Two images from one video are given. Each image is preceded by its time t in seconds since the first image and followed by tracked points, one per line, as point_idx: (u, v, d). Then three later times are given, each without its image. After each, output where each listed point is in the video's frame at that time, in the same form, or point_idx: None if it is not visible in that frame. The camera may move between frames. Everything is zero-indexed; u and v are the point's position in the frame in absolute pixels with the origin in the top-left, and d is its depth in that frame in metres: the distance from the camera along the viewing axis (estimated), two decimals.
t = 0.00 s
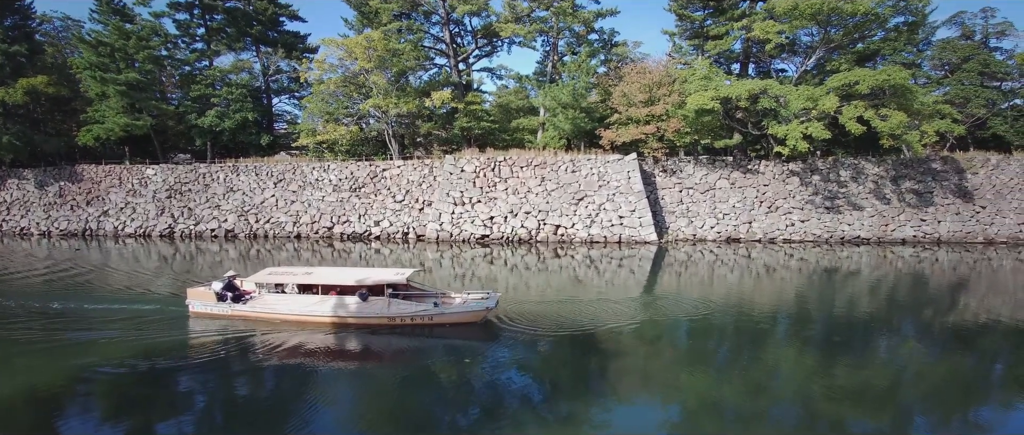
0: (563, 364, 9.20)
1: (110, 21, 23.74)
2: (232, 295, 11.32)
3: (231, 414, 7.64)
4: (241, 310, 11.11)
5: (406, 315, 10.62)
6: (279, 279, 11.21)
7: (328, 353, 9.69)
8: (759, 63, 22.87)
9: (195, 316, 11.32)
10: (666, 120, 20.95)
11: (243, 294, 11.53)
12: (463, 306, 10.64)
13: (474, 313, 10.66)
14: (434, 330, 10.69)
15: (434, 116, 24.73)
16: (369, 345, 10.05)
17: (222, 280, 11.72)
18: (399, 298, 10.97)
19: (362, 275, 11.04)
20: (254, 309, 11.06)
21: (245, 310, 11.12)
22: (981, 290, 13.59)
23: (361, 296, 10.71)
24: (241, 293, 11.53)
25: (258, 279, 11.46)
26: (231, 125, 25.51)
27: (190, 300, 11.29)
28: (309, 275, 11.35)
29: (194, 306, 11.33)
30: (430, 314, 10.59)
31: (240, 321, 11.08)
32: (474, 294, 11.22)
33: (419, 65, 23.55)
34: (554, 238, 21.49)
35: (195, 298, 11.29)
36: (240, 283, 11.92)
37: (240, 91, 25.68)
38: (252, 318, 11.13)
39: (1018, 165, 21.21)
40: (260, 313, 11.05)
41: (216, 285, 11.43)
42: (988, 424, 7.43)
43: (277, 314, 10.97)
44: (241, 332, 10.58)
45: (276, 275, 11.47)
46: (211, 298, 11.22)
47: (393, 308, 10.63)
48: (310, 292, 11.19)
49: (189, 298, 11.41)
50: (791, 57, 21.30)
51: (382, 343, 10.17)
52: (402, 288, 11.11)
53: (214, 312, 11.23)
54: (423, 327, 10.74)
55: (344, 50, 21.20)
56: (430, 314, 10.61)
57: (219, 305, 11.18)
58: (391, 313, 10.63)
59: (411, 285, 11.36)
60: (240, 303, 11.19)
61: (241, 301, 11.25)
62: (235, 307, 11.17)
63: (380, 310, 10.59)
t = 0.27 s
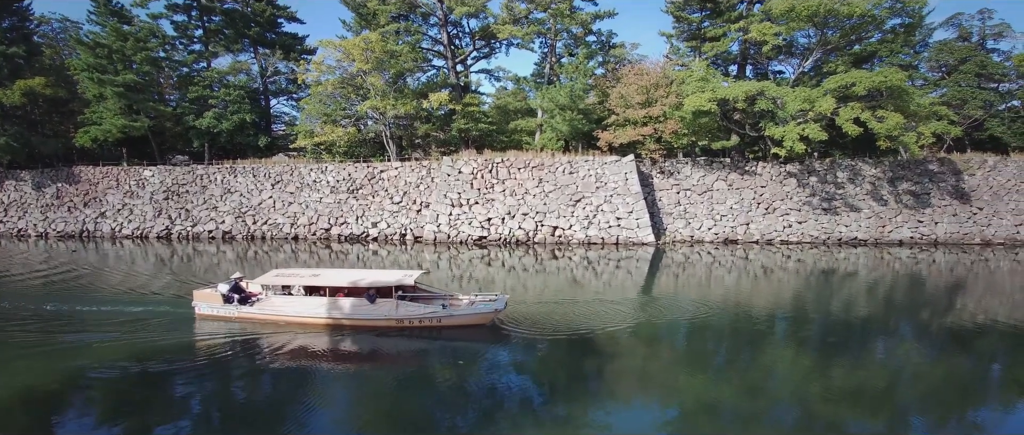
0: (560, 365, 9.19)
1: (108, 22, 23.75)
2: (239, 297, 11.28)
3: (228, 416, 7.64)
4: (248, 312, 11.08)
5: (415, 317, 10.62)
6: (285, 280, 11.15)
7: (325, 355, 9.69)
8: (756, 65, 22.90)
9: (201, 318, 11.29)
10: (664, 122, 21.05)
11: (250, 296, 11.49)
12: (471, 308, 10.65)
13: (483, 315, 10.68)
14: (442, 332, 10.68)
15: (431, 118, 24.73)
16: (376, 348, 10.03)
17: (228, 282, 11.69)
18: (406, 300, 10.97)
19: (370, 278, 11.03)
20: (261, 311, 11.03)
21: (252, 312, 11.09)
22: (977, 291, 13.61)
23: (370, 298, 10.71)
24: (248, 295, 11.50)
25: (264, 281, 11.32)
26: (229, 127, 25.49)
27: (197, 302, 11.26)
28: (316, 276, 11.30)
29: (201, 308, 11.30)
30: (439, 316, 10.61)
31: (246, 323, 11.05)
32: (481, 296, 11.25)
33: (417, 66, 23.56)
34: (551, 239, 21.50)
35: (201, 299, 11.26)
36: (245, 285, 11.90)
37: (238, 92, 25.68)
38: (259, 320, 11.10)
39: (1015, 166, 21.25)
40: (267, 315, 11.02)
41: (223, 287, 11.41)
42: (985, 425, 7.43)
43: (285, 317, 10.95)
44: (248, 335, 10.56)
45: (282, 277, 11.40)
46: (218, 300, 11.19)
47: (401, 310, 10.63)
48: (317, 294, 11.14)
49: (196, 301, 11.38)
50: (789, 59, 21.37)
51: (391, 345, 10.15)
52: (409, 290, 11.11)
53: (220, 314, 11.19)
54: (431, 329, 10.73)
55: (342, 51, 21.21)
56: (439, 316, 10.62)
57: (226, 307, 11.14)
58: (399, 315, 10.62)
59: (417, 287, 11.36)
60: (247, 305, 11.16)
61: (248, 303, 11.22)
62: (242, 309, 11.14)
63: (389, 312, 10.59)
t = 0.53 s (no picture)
0: (557, 368, 9.18)
1: (105, 25, 23.77)
2: (247, 300, 11.23)
3: (225, 419, 7.62)
4: (256, 315, 11.06)
5: (424, 320, 10.61)
6: (293, 284, 11.04)
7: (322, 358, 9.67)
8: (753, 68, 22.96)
9: (208, 322, 11.29)
10: (660, 124, 21.10)
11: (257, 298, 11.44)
12: (481, 311, 10.68)
13: (492, 318, 10.69)
14: (451, 335, 10.67)
15: (427, 121, 24.76)
16: (384, 351, 10.00)
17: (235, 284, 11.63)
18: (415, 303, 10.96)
19: (379, 281, 11.00)
20: (268, 315, 11.01)
21: (259, 315, 11.07)
22: (973, 293, 13.62)
23: (379, 301, 10.70)
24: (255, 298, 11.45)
25: (272, 284, 11.15)
26: (226, 129, 25.47)
27: (204, 305, 11.28)
28: (324, 279, 11.27)
29: (208, 311, 11.30)
30: (448, 319, 10.60)
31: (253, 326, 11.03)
32: (489, 299, 11.27)
33: (413, 69, 23.59)
34: (548, 241, 21.50)
35: (209, 303, 11.28)
36: (252, 288, 11.86)
37: (235, 95, 25.69)
38: (267, 323, 11.07)
39: (1010, 168, 21.34)
40: (275, 318, 10.99)
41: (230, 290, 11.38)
42: (981, 427, 7.45)
43: (293, 320, 10.93)
44: (255, 338, 10.54)
45: (289, 280, 11.28)
46: (225, 303, 11.18)
47: (410, 313, 10.63)
48: (326, 297, 11.09)
49: (203, 304, 11.39)
50: (785, 61, 21.48)
51: (399, 348, 10.13)
52: (418, 293, 11.10)
53: (227, 318, 11.19)
54: (440, 332, 10.71)
55: (339, 54, 21.24)
56: (448, 319, 10.62)
57: (233, 311, 11.14)
58: (408, 318, 10.61)
59: (425, 290, 11.36)
60: (254, 308, 11.11)
61: (255, 306, 11.16)
62: (249, 312, 11.12)
63: (398, 315, 10.58)
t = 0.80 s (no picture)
0: (554, 372, 9.17)
1: (103, 29, 23.83)
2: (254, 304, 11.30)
3: (222, 422, 7.60)
4: (264, 319, 11.10)
5: (431, 323, 10.62)
6: (300, 287, 11.14)
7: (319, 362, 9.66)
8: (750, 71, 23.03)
9: (215, 325, 11.29)
10: (657, 128, 20.97)
11: (264, 302, 11.51)
12: (488, 315, 10.64)
13: (499, 322, 10.65)
14: (459, 339, 10.67)
15: (425, 124, 24.81)
16: (391, 354, 9.98)
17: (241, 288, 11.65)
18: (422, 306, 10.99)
19: (385, 284, 11.04)
20: (276, 318, 11.05)
21: (266, 319, 11.11)
22: (970, 296, 13.61)
23: (387, 304, 10.72)
24: (262, 302, 11.51)
25: (280, 288, 11.32)
26: (224, 133, 25.49)
27: (211, 309, 11.26)
28: (331, 283, 11.32)
29: (214, 315, 11.29)
30: (455, 322, 10.59)
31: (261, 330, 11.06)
32: (497, 303, 11.30)
33: (411, 73, 23.65)
34: (545, 244, 21.49)
35: (215, 307, 11.27)
36: (258, 292, 11.90)
37: (233, 98, 25.72)
38: (274, 327, 11.11)
39: (1006, 171, 21.40)
40: (283, 322, 11.04)
41: (237, 294, 11.39)
42: (978, 429, 7.44)
43: (301, 324, 10.96)
44: (261, 341, 10.55)
45: (296, 284, 11.39)
46: (232, 307, 11.21)
47: (417, 317, 10.64)
48: (333, 301, 11.13)
49: (209, 308, 11.38)
50: (781, 65, 21.52)
51: (407, 351, 10.11)
52: (425, 297, 11.13)
53: (234, 321, 11.20)
54: (448, 336, 10.71)
55: (337, 57, 21.29)
56: (456, 323, 10.60)
57: (241, 315, 11.18)
58: (415, 322, 10.64)
59: (433, 294, 11.39)
60: (262, 313, 11.18)
61: (262, 310, 11.24)
62: (256, 317, 11.16)
63: (405, 319, 10.61)
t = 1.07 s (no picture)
0: (553, 375, 9.15)
1: (103, 33, 23.93)
2: (263, 307, 11.25)
3: (221, 425, 7.59)
4: (273, 322, 11.06)
5: (441, 326, 10.60)
6: (308, 291, 11.12)
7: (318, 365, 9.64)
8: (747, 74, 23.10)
9: (224, 329, 11.26)
10: (654, 130, 21.07)
11: (274, 306, 11.46)
12: (499, 318, 10.64)
13: (510, 325, 10.63)
14: (467, 343, 10.67)
15: (423, 127, 24.85)
16: (402, 357, 9.97)
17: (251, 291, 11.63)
18: (433, 310, 10.95)
19: (394, 286, 10.97)
20: (285, 322, 11.02)
21: (276, 323, 11.07)
22: (967, 298, 13.62)
23: (397, 308, 10.68)
24: (271, 305, 11.47)
25: (289, 292, 11.25)
26: (223, 136, 25.51)
27: (220, 312, 11.24)
28: (340, 286, 11.25)
29: (224, 318, 11.27)
30: (465, 325, 10.58)
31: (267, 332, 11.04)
32: (507, 306, 11.26)
33: (409, 76, 23.72)
34: (543, 247, 21.50)
35: (224, 310, 11.24)
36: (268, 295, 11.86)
37: (232, 101, 25.76)
38: (284, 331, 11.07)
39: (1003, 173, 21.45)
40: (292, 325, 11.01)
41: (245, 297, 11.34)
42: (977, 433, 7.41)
43: (310, 327, 10.93)
44: (271, 345, 10.51)
45: (305, 287, 11.37)
46: (241, 310, 11.17)
47: (428, 320, 10.62)
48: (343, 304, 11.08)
49: (218, 311, 11.35)
50: (778, 68, 21.53)
51: (417, 354, 10.10)
52: (435, 300, 11.08)
53: (243, 325, 11.17)
54: (458, 339, 10.71)
55: (335, 61, 21.35)
56: (466, 326, 10.60)
57: (249, 318, 11.12)
58: (426, 325, 10.61)
59: (442, 297, 11.35)
60: (271, 316, 11.14)
61: (272, 313, 11.21)
62: (266, 320, 11.12)
63: (416, 322, 10.58)
